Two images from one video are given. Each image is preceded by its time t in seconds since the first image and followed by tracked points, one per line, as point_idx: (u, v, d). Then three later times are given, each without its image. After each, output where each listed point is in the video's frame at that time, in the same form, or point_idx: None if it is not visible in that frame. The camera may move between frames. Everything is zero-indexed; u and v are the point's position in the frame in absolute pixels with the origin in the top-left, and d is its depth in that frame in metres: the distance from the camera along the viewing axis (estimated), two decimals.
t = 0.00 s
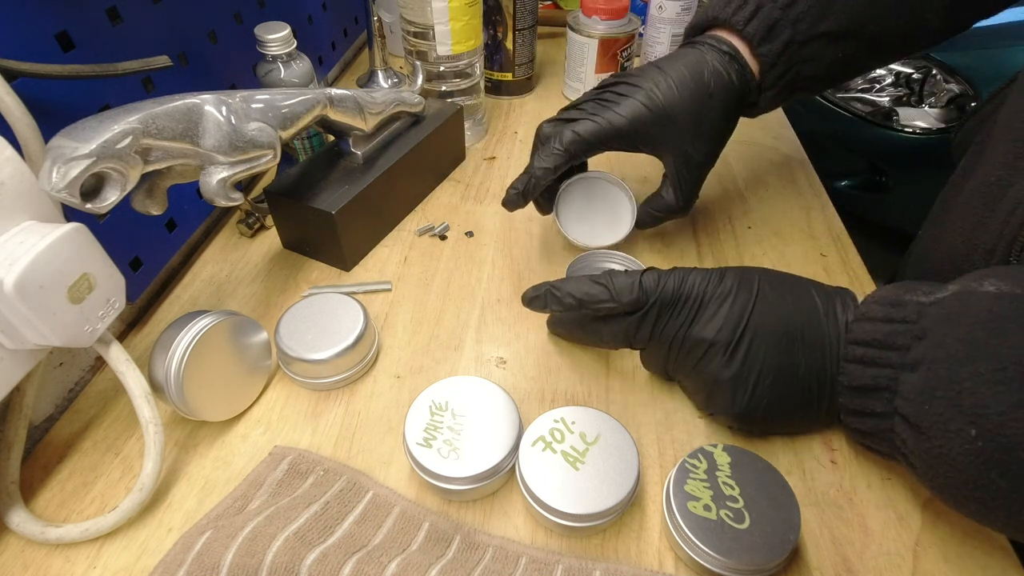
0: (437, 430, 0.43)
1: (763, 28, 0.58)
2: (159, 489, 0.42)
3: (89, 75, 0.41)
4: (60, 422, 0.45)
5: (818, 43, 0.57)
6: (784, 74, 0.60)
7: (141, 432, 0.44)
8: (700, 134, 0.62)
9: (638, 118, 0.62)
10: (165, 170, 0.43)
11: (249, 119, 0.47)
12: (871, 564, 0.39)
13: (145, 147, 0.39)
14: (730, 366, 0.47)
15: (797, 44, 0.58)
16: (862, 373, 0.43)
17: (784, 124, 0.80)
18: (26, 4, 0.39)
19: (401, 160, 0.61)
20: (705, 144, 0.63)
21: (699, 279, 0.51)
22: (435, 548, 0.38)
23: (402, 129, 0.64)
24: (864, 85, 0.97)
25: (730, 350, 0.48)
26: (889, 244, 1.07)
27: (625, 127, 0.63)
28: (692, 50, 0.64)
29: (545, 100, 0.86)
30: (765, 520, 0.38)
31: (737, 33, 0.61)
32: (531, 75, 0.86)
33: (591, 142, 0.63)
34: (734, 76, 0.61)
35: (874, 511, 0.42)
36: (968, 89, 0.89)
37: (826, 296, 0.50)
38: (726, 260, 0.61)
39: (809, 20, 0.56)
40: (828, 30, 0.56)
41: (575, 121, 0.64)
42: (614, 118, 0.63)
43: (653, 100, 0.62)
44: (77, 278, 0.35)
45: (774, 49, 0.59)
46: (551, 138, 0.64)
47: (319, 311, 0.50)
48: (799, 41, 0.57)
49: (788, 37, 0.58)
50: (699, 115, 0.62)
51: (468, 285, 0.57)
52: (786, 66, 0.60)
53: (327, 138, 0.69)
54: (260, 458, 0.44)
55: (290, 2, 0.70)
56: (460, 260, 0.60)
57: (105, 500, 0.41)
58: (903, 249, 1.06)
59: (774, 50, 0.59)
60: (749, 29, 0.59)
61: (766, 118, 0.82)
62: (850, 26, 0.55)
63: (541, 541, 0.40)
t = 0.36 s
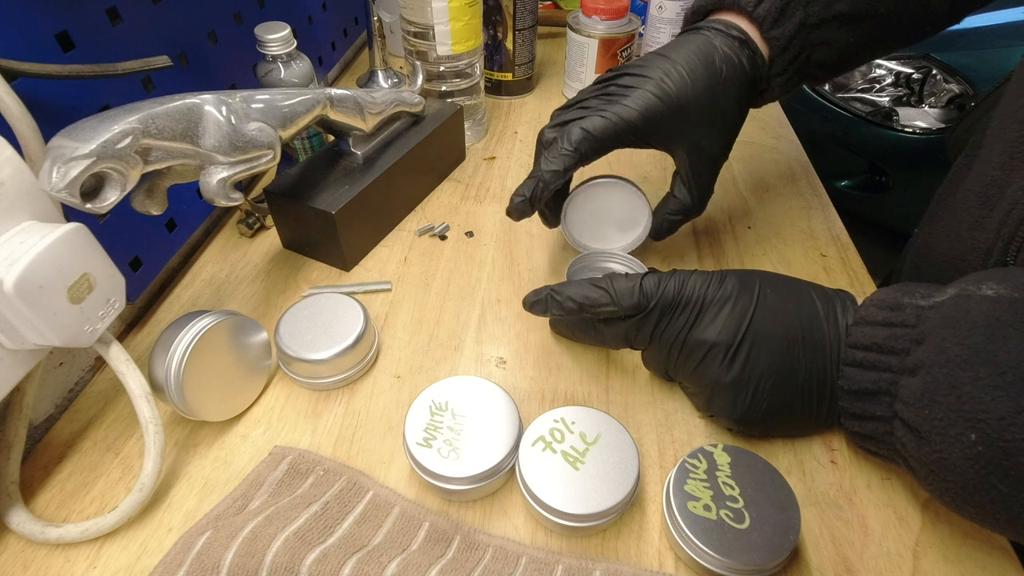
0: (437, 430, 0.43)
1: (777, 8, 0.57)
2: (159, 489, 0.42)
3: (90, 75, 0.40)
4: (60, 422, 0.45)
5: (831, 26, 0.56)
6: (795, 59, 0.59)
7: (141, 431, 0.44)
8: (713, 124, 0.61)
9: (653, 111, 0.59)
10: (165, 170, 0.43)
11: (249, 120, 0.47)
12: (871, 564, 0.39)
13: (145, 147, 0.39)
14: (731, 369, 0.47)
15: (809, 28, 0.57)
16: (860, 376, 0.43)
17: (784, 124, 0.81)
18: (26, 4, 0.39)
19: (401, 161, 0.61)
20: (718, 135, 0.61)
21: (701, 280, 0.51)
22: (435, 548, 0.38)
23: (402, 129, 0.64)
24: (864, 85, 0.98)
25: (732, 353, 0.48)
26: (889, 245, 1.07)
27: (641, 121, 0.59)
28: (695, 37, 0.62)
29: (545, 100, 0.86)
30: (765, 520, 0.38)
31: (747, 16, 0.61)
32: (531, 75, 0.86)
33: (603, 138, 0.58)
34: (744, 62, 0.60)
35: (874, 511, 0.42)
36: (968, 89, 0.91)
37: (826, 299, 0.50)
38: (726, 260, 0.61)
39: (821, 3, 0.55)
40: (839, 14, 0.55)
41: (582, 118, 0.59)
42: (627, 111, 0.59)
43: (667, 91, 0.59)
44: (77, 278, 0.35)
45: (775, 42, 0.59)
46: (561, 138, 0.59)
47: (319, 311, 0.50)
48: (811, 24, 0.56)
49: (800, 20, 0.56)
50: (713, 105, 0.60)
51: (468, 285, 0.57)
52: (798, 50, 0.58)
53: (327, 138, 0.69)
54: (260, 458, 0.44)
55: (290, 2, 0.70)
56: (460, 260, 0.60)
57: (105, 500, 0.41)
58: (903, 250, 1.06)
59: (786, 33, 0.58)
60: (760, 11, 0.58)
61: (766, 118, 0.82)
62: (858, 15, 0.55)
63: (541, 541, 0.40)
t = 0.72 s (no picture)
0: (437, 431, 0.43)
1: (770, 16, 0.56)
2: (159, 489, 0.42)
3: (90, 75, 0.40)
4: (60, 421, 0.45)
5: (827, 31, 0.54)
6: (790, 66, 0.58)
7: (141, 431, 0.44)
8: (715, 132, 0.59)
9: (652, 139, 0.56)
10: (165, 170, 0.43)
11: (249, 120, 0.47)
12: (871, 563, 0.39)
13: (145, 147, 0.39)
14: (732, 370, 0.47)
15: (804, 33, 0.55)
16: (860, 377, 0.43)
17: (784, 124, 0.81)
18: (26, 4, 0.39)
19: (401, 161, 0.61)
20: (718, 141, 0.59)
21: (700, 282, 0.51)
22: (435, 548, 0.38)
23: (402, 129, 0.64)
24: (864, 85, 0.98)
25: (733, 354, 0.48)
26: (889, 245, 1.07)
27: (642, 151, 0.56)
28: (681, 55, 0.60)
29: (545, 100, 0.86)
30: (765, 520, 0.38)
31: (739, 22, 0.59)
32: (531, 75, 0.86)
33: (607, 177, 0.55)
34: (734, 72, 0.58)
35: (874, 511, 0.42)
36: (968, 89, 0.91)
37: (826, 300, 0.50)
38: (726, 260, 0.61)
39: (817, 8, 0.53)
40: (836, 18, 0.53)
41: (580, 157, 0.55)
42: (628, 142, 0.55)
43: (665, 118, 0.56)
44: (77, 278, 0.35)
45: (772, 48, 0.57)
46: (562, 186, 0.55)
47: (319, 311, 0.50)
48: (807, 30, 0.55)
49: (796, 27, 0.55)
50: (711, 123, 0.57)
51: (468, 285, 0.57)
52: (794, 57, 0.57)
53: (327, 138, 0.69)
54: (260, 458, 0.44)
55: (290, 2, 0.70)
56: (460, 260, 0.60)
57: (105, 500, 0.41)
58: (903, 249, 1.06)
59: (781, 40, 0.57)
60: (753, 19, 0.57)
61: (766, 118, 0.82)
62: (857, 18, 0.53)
63: (541, 541, 0.40)
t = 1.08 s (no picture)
0: (437, 430, 0.43)
1: (763, 12, 0.55)
2: (159, 489, 0.42)
3: (90, 75, 0.40)
4: (60, 421, 0.45)
5: (820, 28, 0.54)
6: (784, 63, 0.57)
7: (141, 431, 0.44)
8: (709, 133, 0.58)
9: (648, 153, 0.56)
10: (165, 170, 0.43)
11: (249, 120, 0.47)
12: (871, 564, 0.39)
13: (145, 147, 0.39)
14: (732, 370, 0.47)
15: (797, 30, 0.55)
16: (859, 377, 0.43)
17: (784, 123, 0.81)
18: (25, 4, 0.39)
19: (400, 161, 0.61)
20: (709, 140, 0.59)
21: (701, 282, 0.51)
22: (435, 548, 0.38)
23: (402, 129, 0.64)
24: (864, 85, 0.98)
25: (733, 353, 0.48)
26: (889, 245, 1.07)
27: (638, 168, 0.56)
28: (670, 58, 0.58)
29: (545, 100, 0.86)
30: (765, 520, 0.38)
31: (731, 19, 0.57)
32: (531, 75, 0.86)
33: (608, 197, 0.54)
34: (725, 76, 0.57)
35: (874, 511, 0.42)
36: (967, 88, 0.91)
37: (825, 301, 0.50)
38: (726, 260, 0.61)
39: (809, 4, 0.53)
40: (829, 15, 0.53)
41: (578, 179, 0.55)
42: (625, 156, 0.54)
43: (659, 127, 0.55)
44: (77, 278, 0.35)
45: (764, 46, 0.56)
46: (562, 211, 0.54)
47: (319, 311, 0.50)
48: (800, 27, 0.54)
49: (788, 23, 0.54)
50: (705, 130, 0.57)
51: (468, 285, 0.57)
52: (786, 54, 0.56)
53: (327, 138, 0.69)
54: (260, 458, 0.44)
55: (290, 2, 0.70)
56: (460, 260, 0.60)
57: (105, 500, 0.41)
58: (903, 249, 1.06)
59: (773, 38, 0.56)
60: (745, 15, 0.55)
61: (766, 118, 0.82)
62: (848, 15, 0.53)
63: (541, 541, 0.40)
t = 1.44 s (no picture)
0: (437, 430, 0.43)
1: (773, 20, 0.54)
2: (159, 489, 0.42)
3: (90, 75, 0.40)
4: (60, 421, 0.45)
5: (830, 36, 0.53)
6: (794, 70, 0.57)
7: (141, 431, 0.44)
8: (716, 142, 0.58)
9: (650, 158, 0.55)
10: (165, 170, 0.43)
11: (249, 120, 0.47)
12: (871, 563, 0.39)
13: (145, 147, 0.39)
14: (732, 369, 0.47)
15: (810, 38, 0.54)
16: (859, 378, 0.43)
17: (784, 123, 0.81)
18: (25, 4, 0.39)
19: (400, 161, 0.61)
20: (723, 147, 0.58)
21: (700, 281, 0.51)
22: (435, 548, 0.38)
23: (402, 129, 0.64)
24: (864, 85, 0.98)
25: (733, 353, 0.48)
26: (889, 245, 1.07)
27: (638, 173, 0.56)
28: (677, 65, 0.58)
29: (545, 100, 0.86)
30: (765, 520, 0.38)
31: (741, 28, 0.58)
32: (531, 75, 0.86)
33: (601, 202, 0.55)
34: (732, 84, 0.57)
35: (874, 511, 0.42)
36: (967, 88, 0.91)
37: (825, 301, 0.50)
38: (725, 260, 0.61)
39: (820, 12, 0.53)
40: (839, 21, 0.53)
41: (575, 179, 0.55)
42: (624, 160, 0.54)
43: (660, 133, 0.55)
44: (77, 278, 0.35)
45: (775, 55, 0.56)
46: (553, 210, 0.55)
47: (319, 311, 0.50)
48: (810, 35, 0.54)
49: (799, 32, 0.54)
50: (710, 138, 0.57)
51: (468, 285, 0.57)
52: (794, 61, 0.56)
53: (327, 138, 0.69)
54: (260, 458, 0.44)
55: (290, 2, 0.70)
56: (460, 260, 0.60)
57: (105, 500, 0.41)
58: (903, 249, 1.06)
59: (785, 46, 0.55)
60: (756, 24, 0.55)
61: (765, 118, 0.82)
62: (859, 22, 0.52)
63: (541, 541, 0.40)
